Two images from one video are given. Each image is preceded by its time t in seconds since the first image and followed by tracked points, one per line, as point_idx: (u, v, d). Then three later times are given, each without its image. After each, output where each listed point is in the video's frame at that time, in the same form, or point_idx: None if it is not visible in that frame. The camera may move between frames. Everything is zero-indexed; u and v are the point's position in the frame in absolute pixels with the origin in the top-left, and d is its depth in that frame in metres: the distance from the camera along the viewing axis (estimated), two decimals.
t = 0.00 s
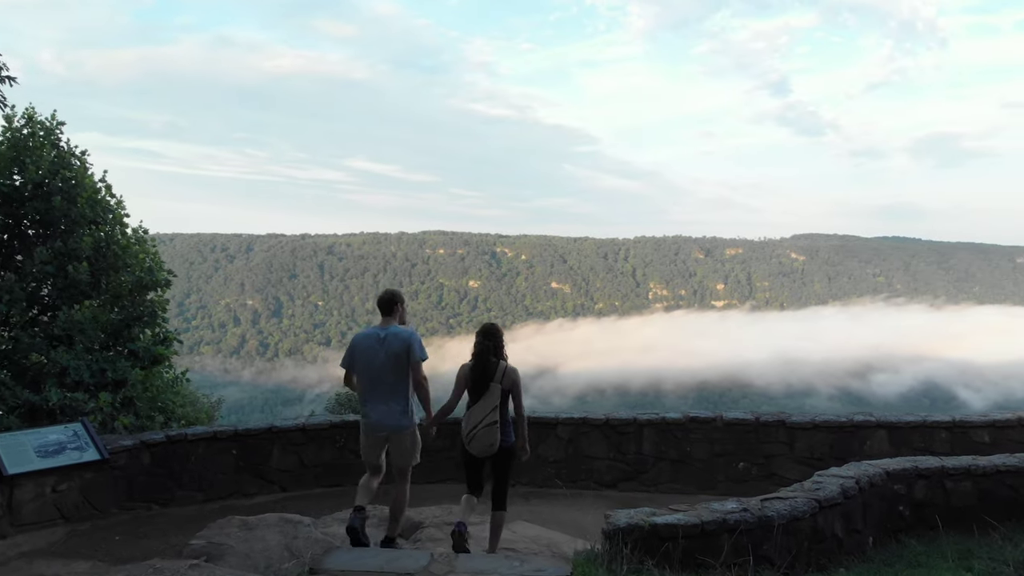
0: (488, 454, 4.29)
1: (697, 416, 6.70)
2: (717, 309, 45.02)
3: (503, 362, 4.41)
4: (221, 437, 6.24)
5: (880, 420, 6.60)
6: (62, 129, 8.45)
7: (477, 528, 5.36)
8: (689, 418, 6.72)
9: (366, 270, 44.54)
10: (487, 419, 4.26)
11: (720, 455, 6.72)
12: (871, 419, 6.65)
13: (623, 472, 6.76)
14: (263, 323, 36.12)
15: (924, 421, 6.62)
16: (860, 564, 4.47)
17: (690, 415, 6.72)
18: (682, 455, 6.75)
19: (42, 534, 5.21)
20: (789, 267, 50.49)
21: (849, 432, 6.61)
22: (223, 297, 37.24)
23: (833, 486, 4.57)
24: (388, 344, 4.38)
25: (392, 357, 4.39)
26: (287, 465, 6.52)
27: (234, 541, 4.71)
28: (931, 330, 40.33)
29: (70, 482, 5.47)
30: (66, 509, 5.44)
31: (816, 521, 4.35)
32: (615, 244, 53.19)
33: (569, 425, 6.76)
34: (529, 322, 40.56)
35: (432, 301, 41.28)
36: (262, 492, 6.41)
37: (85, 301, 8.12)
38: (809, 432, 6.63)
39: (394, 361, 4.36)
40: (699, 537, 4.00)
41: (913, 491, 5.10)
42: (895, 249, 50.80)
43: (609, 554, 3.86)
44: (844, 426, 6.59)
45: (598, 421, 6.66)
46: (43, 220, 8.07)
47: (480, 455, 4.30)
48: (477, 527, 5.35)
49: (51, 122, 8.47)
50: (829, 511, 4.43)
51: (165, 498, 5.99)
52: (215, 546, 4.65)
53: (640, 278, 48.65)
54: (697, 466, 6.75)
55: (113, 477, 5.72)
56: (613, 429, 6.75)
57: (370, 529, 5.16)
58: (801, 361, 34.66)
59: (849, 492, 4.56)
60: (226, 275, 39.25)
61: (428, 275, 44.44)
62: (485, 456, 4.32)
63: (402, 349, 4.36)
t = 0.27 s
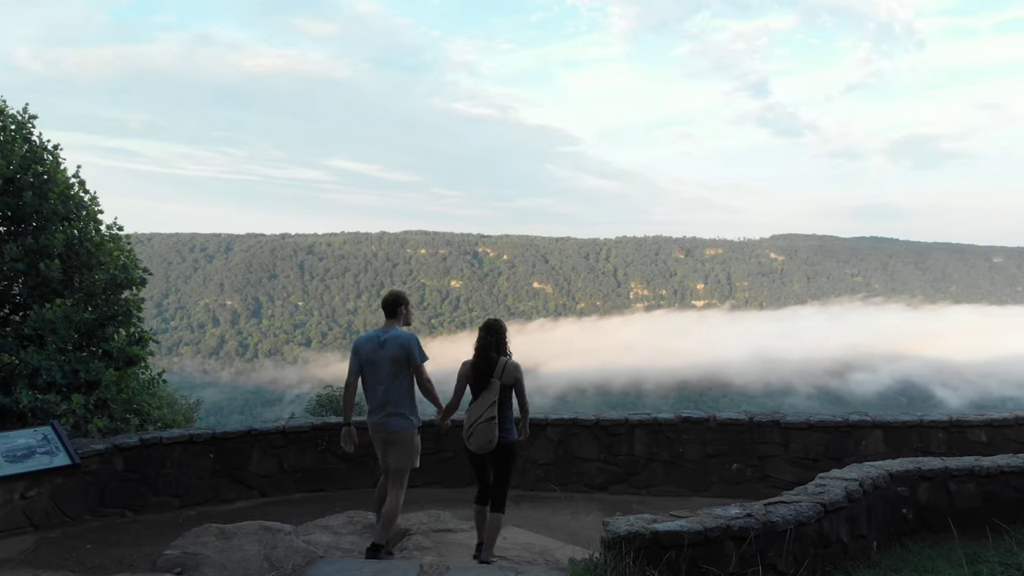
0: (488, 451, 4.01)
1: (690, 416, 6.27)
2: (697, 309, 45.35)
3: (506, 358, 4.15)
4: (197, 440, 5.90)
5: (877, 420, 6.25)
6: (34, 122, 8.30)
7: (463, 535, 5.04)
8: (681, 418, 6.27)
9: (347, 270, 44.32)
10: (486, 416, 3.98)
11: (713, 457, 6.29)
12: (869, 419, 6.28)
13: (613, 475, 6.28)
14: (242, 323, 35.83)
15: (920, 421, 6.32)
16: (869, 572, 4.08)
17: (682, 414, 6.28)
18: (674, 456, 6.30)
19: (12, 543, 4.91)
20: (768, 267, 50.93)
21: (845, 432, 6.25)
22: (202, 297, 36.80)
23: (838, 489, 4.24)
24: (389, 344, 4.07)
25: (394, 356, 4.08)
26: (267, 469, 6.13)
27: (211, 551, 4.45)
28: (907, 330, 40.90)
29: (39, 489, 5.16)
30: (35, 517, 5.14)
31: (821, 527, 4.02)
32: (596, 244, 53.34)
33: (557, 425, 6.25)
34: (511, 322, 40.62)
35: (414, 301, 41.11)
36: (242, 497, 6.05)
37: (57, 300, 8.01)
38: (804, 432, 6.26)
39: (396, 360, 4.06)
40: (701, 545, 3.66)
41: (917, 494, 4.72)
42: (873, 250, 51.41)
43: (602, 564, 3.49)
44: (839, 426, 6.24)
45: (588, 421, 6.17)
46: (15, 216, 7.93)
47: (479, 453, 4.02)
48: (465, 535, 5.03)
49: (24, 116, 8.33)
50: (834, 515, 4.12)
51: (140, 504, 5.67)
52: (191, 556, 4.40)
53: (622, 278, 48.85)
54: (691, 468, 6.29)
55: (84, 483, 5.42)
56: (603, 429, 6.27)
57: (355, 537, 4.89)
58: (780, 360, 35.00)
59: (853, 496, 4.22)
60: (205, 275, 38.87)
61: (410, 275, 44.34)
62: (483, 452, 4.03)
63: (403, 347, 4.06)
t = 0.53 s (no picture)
0: (487, 467, 4.07)
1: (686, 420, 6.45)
2: (679, 309, 45.63)
3: (506, 374, 4.15)
4: (173, 444, 5.78)
5: (874, 420, 6.44)
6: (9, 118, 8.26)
7: (452, 542, 4.93)
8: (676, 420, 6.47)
9: (328, 269, 44.01)
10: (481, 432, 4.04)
11: (708, 458, 6.46)
12: (865, 419, 6.45)
13: (606, 477, 6.48)
14: (222, 324, 35.51)
15: (918, 422, 6.45)
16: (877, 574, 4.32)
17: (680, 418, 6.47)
18: (668, 459, 6.50)
19: None
20: (748, 266, 51.21)
21: (842, 431, 6.44)
22: (182, 297, 36.47)
23: (846, 494, 4.43)
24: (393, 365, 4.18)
25: (396, 375, 4.20)
26: (245, 475, 6.01)
27: (185, 562, 4.32)
28: (885, 329, 41.50)
29: (9, 495, 5.05)
30: (4, 524, 5.01)
31: (831, 532, 4.16)
32: (578, 243, 53.41)
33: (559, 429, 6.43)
34: (493, 322, 40.59)
35: (396, 301, 41.06)
36: (219, 503, 5.94)
37: (29, 299, 7.91)
38: (800, 434, 6.45)
39: (396, 379, 4.18)
40: (711, 555, 3.71)
41: (923, 497, 5.04)
42: (852, 249, 52.02)
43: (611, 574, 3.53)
44: (835, 427, 6.40)
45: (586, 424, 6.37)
46: None
47: (478, 470, 4.08)
48: (454, 544, 4.91)
49: None
50: (843, 520, 4.28)
51: (115, 511, 5.56)
52: (164, 566, 4.26)
53: (604, 278, 49.01)
54: (683, 470, 6.49)
55: (55, 489, 5.30)
56: (601, 432, 6.45)
57: (340, 544, 4.83)
58: (760, 359, 35.35)
59: (862, 500, 4.44)
60: (184, 275, 38.46)
61: (392, 275, 44.16)
62: (485, 469, 4.08)
63: (404, 368, 4.16)
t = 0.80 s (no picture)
0: (498, 474, 3.50)
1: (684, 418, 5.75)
2: (661, 309, 45.81)
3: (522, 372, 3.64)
4: (146, 449, 4.99)
5: (878, 420, 5.75)
6: None
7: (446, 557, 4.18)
8: (672, 419, 5.73)
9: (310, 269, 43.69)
10: (496, 431, 3.50)
11: (707, 462, 5.72)
12: (869, 419, 5.75)
13: (600, 483, 5.67)
14: (203, 324, 35.16)
15: (923, 422, 5.79)
16: None
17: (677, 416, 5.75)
18: (665, 463, 5.72)
19: None
20: (730, 266, 51.43)
21: (845, 433, 5.72)
22: (162, 297, 36.14)
23: (862, 500, 3.78)
24: (403, 352, 3.67)
25: (405, 364, 3.67)
26: (225, 482, 5.23)
27: None
28: (864, 328, 41.91)
29: None
30: None
31: (849, 544, 3.54)
32: (562, 244, 53.40)
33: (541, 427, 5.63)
34: (476, 322, 40.54)
35: (379, 301, 40.91)
36: (196, 512, 5.13)
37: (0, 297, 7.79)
38: (803, 435, 5.71)
39: (405, 368, 3.65)
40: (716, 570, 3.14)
41: (938, 503, 4.30)
42: (832, 249, 52.45)
43: None
44: (838, 429, 5.70)
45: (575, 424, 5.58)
46: None
47: (489, 474, 3.52)
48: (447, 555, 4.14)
49: None
50: (860, 530, 3.64)
51: (85, 522, 4.77)
52: None
53: (587, 278, 49.07)
54: (682, 475, 5.72)
55: (22, 499, 4.52)
56: (590, 432, 5.67)
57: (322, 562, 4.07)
58: (741, 358, 35.56)
59: (878, 507, 3.79)
60: (164, 275, 38.06)
61: (374, 275, 43.95)
62: (497, 473, 3.52)
63: (415, 355, 3.64)
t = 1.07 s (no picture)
0: (524, 481, 3.56)
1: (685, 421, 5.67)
2: (646, 309, 46.01)
3: (543, 381, 3.67)
4: (124, 455, 4.76)
5: (882, 421, 5.71)
6: None
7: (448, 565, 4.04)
8: (672, 423, 5.66)
9: (293, 269, 43.14)
10: (522, 441, 3.55)
11: (707, 466, 5.64)
12: (875, 421, 5.71)
13: (600, 487, 5.57)
14: (186, 325, 34.86)
15: (930, 424, 5.70)
16: None
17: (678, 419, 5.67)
18: (664, 466, 5.63)
19: None
20: (714, 266, 51.76)
21: (850, 436, 5.66)
22: (146, 298, 35.96)
23: (880, 509, 3.74)
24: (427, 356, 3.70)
25: (429, 369, 3.72)
26: (206, 489, 5.02)
27: None
28: (848, 327, 42.37)
29: None
30: None
31: (869, 554, 3.50)
32: (548, 245, 53.28)
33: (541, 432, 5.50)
34: (463, 322, 40.63)
35: (364, 301, 40.82)
36: (176, 521, 4.93)
37: None
38: (806, 437, 5.65)
39: (429, 373, 3.70)
40: None
41: (953, 510, 4.30)
42: (816, 249, 52.90)
43: None
44: (842, 430, 5.65)
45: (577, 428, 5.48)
46: None
47: (512, 480, 3.59)
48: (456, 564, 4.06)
49: None
50: (879, 540, 3.60)
51: (58, 531, 4.57)
52: None
53: (573, 278, 49.15)
54: (682, 479, 5.64)
55: None
56: (590, 437, 5.58)
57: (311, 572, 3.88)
58: (727, 357, 35.83)
59: (897, 516, 3.75)
60: (147, 276, 37.71)
61: (360, 275, 43.70)
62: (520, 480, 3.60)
63: (439, 360, 3.68)
